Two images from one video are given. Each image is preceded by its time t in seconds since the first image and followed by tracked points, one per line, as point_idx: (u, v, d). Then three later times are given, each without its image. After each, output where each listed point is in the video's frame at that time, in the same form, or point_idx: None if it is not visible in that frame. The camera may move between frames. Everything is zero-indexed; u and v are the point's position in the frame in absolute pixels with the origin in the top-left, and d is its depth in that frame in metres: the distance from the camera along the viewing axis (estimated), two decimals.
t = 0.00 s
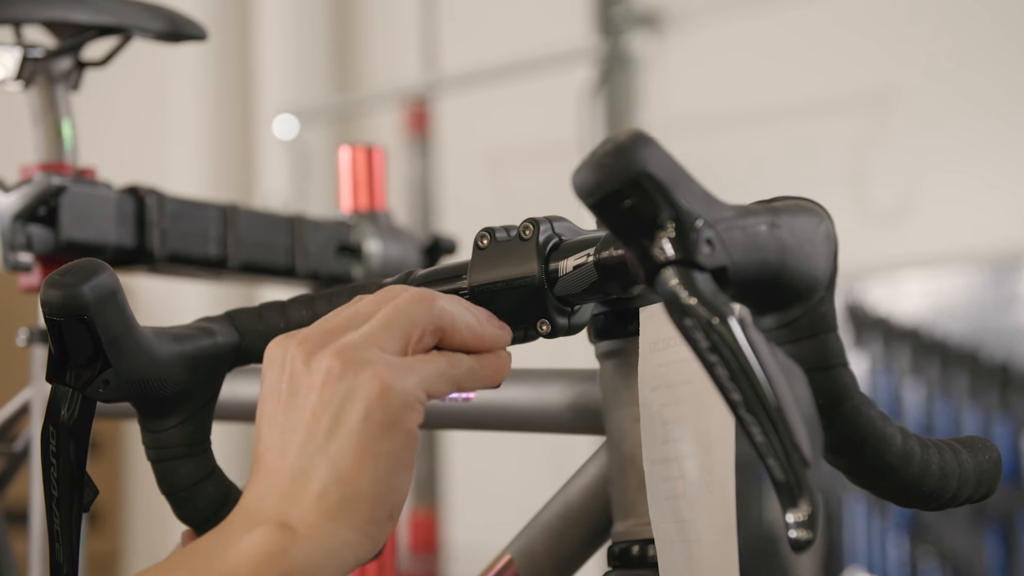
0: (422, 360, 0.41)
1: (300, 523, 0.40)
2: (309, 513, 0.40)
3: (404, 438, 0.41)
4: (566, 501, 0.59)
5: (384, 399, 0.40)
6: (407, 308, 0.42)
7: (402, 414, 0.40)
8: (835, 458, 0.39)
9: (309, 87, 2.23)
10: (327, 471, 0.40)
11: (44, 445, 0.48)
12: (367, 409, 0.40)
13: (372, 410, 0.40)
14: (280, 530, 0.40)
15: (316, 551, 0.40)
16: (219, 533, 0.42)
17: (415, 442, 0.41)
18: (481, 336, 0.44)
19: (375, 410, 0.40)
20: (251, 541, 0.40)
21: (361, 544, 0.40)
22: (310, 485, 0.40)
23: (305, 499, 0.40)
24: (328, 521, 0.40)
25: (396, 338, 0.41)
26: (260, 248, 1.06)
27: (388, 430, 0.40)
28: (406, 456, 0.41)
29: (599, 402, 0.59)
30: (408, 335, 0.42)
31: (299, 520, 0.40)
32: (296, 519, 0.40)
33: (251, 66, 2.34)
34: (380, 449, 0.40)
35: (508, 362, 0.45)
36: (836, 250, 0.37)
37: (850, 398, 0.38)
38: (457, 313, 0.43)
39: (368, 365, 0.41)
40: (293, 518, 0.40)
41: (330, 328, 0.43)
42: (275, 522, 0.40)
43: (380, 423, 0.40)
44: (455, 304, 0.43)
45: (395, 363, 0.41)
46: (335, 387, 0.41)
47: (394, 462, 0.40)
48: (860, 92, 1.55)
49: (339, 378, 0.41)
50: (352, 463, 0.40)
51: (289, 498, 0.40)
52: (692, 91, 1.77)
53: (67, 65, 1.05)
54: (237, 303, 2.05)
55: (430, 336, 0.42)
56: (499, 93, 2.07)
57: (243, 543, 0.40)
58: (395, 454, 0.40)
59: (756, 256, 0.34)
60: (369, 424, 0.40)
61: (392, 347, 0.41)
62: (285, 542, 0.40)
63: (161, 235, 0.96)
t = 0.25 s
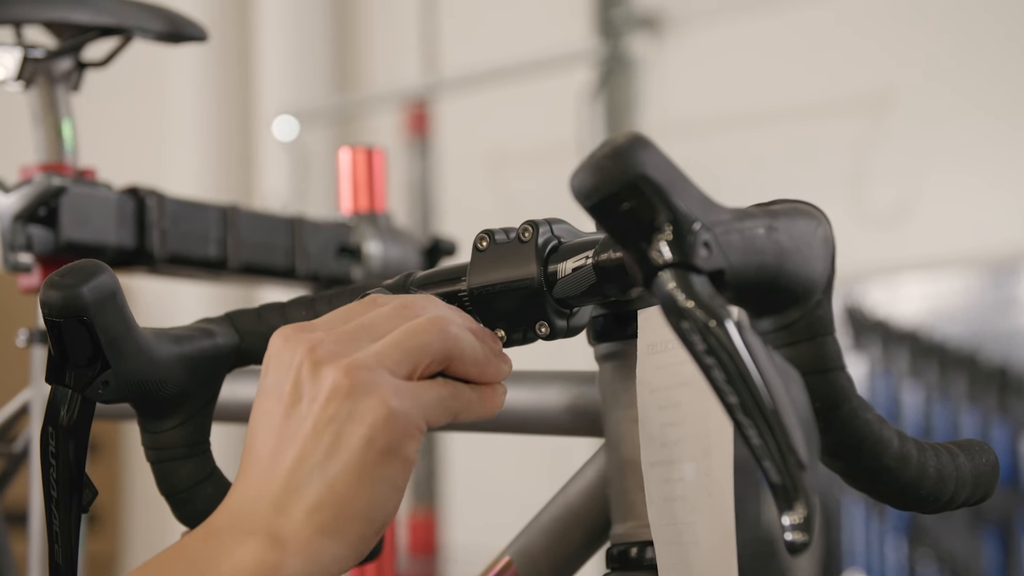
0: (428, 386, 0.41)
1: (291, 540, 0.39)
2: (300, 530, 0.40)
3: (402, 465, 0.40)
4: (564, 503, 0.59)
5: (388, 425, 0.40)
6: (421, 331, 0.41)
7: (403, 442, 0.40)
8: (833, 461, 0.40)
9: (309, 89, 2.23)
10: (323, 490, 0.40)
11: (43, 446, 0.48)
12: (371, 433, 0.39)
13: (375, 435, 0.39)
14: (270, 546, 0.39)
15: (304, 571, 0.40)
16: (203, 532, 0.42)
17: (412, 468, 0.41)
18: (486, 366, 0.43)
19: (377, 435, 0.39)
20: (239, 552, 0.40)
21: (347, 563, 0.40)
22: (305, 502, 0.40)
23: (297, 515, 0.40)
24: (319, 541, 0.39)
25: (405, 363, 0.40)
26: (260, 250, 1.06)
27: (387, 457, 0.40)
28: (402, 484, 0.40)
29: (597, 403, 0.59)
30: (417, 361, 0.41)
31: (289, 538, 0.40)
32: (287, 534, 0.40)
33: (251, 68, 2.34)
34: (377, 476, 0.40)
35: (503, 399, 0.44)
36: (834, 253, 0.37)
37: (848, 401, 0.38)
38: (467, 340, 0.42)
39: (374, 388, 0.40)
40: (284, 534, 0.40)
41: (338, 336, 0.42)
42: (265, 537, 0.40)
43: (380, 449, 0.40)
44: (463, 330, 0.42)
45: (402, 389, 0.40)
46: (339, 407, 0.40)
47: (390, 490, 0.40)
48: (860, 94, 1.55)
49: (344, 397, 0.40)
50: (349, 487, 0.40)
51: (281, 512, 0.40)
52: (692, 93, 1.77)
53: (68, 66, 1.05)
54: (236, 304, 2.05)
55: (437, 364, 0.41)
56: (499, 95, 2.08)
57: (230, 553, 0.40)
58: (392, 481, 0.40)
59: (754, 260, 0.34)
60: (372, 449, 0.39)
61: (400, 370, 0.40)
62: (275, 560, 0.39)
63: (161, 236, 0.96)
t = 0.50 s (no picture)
0: (425, 401, 0.40)
1: (278, 547, 0.40)
2: (288, 538, 0.40)
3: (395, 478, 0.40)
4: (565, 505, 0.59)
5: (382, 441, 0.40)
6: (422, 340, 0.40)
7: (396, 457, 0.40)
8: (830, 463, 0.40)
9: (308, 90, 2.23)
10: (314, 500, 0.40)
11: (46, 449, 0.48)
12: (364, 448, 0.40)
13: (369, 449, 0.40)
14: (257, 551, 0.40)
15: None
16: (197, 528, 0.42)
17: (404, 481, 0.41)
18: (487, 373, 0.42)
19: (371, 450, 0.40)
20: (228, 554, 0.41)
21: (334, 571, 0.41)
22: (295, 511, 0.40)
23: (286, 523, 0.40)
24: (306, 551, 0.40)
25: (405, 376, 0.40)
26: (261, 251, 1.06)
27: (379, 470, 0.40)
28: (393, 497, 0.41)
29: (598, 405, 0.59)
30: (416, 375, 0.40)
31: (276, 544, 0.40)
32: (274, 540, 0.40)
33: (251, 69, 2.35)
34: (367, 489, 0.40)
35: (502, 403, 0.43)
36: (831, 256, 0.37)
37: (844, 403, 0.38)
38: (471, 349, 0.41)
39: (372, 402, 0.40)
40: (271, 541, 0.40)
41: (341, 344, 0.41)
42: (252, 542, 0.40)
43: (373, 464, 0.40)
44: (468, 337, 0.41)
45: (399, 404, 0.40)
46: (336, 419, 0.40)
47: (380, 503, 0.40)
48: (859, 95, 1.56)
49: (342, 409, 0.40)
50: (340, 501, 0.40)
51: (270, 518, 0.41)
52: (691, 94, 1.77)
53: (70, 68, 1.06)
54: (237, 306, 2.06)
55: (440, 371, 0.41)
56: (499, 96, 2.08)
57: (219, 556, 0.41)
58: (383, 494, 0.40)
59: (750, 263, 0.34)
60: (364, 464, 0.40)
61: (398, 383, 0.40)
62: (261, 565, 0.40)
63: (162, 237, 0.96)
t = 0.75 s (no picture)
0: (389, 379, 0.40)
1: (243, 536, 0.38)
2: (251, 526, 0.38)
3: (357, 456, 0.39)
4: (564, 506, 0.59)
5: (342, 418, 0.38)
6: (382, 323, 0.40)
7: (360, 434, 0.39)
8: (826, 463, 0.40)
9: (311, 92, 2.24)
10: (275, 486, 0.38)
11: (45, 450, 0.49)
12: (323, 424, 0.38)
13: (328, 426, 0.38)
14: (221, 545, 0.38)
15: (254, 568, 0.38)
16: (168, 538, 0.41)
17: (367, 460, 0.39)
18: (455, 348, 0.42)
19: (331, 427, 0.38)
20: (194, 548, 0.38)
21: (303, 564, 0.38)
22: (256, 500, 0.38)
23: (249, 509, 0.38)
24: (269, 538, 0.38)
25: (367, 355, 0.40)
26: (262, 253, 1.06)
27: (343, 446, 0.38)
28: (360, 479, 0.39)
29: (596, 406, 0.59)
30: (381, 352, 0.40)
31: (240, 535, 0.38)
32: (239, 530, 0.38)
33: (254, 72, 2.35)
34: (331, 469, 0.38)
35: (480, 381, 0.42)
36: (826, 256, 0.37)
37: (839, 404, 0.38)
38: (432, 328, 0.41)
39: (331, 380, 0.39)
40: (236, 533, 0.38)
41: (304, 334, 0.41)
42: (217, 535, 0.38)
43: (334, 440, 0.38)
44: (431, 316, 0.41)
45: (359, 383, 0.39)
46: (296, 402, 0.39)
47: (348, 485, 0.39)
48: (861, 96, 1.56)
49: (303, 392, 0.39)
50: (301, 483, 0.38)
51: (235, 510, 0.39)
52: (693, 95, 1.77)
53: (72, 70, 1.06)
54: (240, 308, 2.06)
55: (407, 350, 0.41)
56: (502, 97, 2.08)
57: (184, 552, 0.39)
58: (346, 472, 0.38)
59: (744, 263, 0.34)
60: (325, 442, 0.38)
61: (360, 362, 0.40)
62: (225, 558, 0.38)
63: (165, 239, 0.97)
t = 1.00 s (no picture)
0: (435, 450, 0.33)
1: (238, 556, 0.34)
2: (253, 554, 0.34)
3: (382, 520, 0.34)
4: (563, 508, 0.59)
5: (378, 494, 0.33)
6: (439, 402, 0.32)
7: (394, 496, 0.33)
8: (825, 465, 0.40)
9: (310, 93, 2.24)
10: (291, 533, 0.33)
11: (45, 452, 0.49)
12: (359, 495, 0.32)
13: (362, 503, 0.33)
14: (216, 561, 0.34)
15: None
16: (148, 494, 0.35)
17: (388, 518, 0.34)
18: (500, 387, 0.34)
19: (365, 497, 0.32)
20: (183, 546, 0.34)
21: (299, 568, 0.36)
22: (262, 532, 0.33)
23: (252, 541, 0.33)
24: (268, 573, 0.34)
25: (417, 433, 0.32)
26: (261, 255, 1.06)
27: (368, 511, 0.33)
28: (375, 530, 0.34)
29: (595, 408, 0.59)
30: (428, 431, 0.32)
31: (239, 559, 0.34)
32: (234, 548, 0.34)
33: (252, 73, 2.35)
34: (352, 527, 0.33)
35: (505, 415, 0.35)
36: (825, 259, 0.38)
37: (839, 406, 0.38)
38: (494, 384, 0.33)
39: (377, 449, 0.32)
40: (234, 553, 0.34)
41: (354, 372, 0.32)
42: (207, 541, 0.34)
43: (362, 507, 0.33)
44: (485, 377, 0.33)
45: (406, 461, 0.32)
46: (337, 462, 0.32)
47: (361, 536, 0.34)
48: (859, 97, 1.56)
49: (345, 462, 0.32)
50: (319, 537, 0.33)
51: (232, 528, 0.33)
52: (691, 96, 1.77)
53: (71, 72, 1.06)
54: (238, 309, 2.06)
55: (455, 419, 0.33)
56: (500, 99, 2.08)
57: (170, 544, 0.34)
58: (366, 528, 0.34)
59: (744, 266, 0.34)
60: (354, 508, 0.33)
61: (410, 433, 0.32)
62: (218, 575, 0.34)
63: (164, 241, 0.97)
